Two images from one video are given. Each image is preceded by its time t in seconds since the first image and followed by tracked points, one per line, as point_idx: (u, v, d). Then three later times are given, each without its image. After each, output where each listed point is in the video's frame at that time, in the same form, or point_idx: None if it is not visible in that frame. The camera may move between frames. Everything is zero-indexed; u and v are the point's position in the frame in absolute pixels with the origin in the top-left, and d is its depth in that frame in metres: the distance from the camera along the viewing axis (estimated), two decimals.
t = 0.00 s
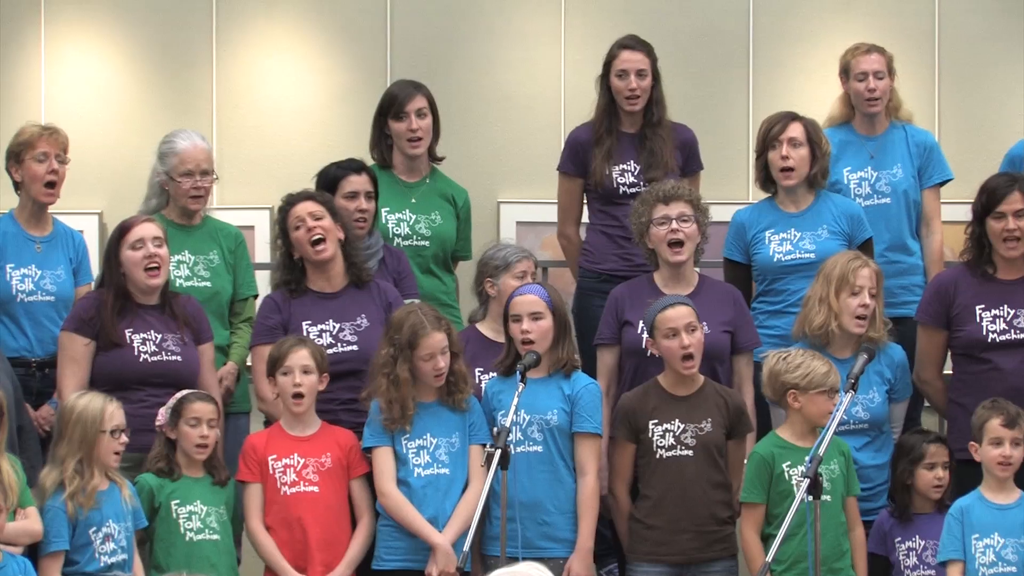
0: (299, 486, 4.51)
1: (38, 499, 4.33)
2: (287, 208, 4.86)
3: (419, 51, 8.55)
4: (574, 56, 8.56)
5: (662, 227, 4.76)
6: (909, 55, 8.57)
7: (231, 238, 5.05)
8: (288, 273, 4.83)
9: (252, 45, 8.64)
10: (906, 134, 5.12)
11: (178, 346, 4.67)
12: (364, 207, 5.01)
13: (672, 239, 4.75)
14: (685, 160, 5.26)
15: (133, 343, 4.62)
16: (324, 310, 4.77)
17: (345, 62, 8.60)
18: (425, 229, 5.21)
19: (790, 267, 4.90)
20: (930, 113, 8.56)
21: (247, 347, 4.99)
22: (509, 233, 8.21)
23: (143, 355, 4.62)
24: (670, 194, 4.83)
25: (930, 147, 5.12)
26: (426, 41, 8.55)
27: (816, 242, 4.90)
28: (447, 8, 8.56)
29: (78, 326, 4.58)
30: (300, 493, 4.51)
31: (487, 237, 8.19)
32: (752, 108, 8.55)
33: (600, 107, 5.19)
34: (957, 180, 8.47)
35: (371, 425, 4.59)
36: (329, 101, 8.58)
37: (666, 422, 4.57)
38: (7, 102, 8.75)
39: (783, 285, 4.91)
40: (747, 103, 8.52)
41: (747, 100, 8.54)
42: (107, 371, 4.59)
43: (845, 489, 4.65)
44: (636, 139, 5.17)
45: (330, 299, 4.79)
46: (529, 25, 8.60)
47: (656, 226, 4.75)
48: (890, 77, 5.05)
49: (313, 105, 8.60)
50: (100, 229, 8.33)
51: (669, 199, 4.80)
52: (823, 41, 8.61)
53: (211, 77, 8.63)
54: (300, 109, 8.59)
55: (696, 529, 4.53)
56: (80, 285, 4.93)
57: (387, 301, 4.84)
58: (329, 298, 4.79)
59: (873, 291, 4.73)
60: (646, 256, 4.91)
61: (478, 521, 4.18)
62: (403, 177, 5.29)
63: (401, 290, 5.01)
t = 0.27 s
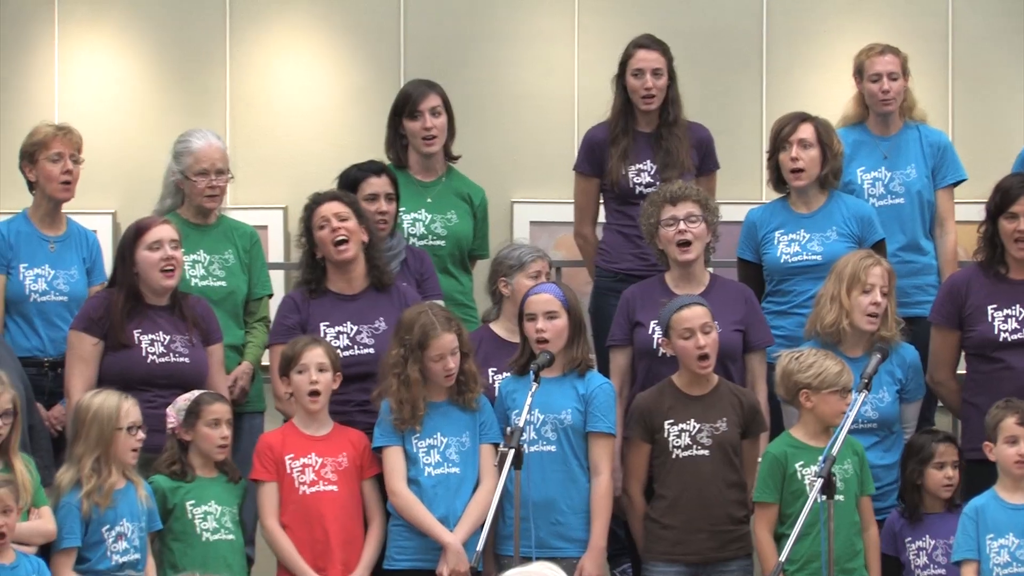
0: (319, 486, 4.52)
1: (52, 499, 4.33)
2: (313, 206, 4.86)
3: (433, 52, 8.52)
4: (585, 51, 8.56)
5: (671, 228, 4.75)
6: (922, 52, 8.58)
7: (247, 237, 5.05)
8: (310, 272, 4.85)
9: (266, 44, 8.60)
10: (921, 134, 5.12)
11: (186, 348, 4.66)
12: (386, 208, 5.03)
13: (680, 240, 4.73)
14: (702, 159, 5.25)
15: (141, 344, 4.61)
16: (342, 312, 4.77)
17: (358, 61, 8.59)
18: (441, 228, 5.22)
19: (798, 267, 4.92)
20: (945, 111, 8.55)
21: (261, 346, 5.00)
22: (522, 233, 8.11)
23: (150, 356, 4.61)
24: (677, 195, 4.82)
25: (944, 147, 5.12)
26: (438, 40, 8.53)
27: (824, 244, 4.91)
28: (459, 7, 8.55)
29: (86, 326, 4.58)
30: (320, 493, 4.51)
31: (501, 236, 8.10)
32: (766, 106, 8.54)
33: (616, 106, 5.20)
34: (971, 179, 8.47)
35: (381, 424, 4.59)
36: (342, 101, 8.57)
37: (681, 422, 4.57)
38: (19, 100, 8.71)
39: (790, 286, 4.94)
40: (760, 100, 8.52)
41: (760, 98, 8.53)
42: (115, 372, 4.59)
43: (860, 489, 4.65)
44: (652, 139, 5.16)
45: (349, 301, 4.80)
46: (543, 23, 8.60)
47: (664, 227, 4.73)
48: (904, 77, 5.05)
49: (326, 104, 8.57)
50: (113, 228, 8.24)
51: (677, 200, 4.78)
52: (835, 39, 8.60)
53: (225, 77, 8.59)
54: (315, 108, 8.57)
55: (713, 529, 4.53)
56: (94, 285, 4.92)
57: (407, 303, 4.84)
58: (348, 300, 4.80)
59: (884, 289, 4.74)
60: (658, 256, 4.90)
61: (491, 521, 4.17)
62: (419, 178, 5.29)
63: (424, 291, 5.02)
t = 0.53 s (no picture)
0: (335, 486, 4.51)
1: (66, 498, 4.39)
2: (333, 206, 4.86)
3: (449, 51, 8.42)
4: (601, 51, 8.44)
5: (680, 228, 4.75)
6: (938, 51, 8.49)
7: (262, 236, 5.06)
8: (327, 272, 4.84)
9: (279, 45, 8.48)
10: (936, 133, 5.14)
11: (198, 346, 4.65)
12: (406, 207, 5.03)
13: (690, 240, 4.73)
14: (721, 158, 5.26)
15: (153, 342, 4.62)
16: (355, 314, 4.78)
17: (371, 63, 8.47)
18: (461, 228, 5.22)
19: (814, 268, 4.91)
20: (960, 109, 8.45)
21: (276, 346, 5.00)
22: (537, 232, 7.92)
23: (162, 355, 4.61)
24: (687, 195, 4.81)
25: (960, 147, 5.14)
26: (451, 41, 8.43)
27: (841, 246, 4.92)
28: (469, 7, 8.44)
29: (100, 326, 4.59)
30: (337, 493, 4.50)
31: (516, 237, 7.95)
32: (781, 107, 8.45)
33: (635, 106, 5.18)
34: (988, 179, 8.40)
35: (394, 424, 4.58)
36: (356, 103, 8.44)
37: (699, 422, 4.56)
38: (34, 104, 8.49)
39: (804, 286, 4.92)
40: (776, 98, 8.43)
41: (776, 97, 8.44)
42: (128, 372, 4.60)
43: (875, 489, 4.64)
44: (671, 138, 5.16)
45: (361, 304, 4.79)
46: (555, 23, 8.49)
47: (674, 227, 4.73)
48: (919, 76, 5.04)
49: (341, 105, 8.45)
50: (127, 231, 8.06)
51: (686, 200, 4.77)
52: (851, 39, 8.55)
53: (240, 77, 8.46)
54: (329, 110, 8.44)
55: (730, 529, 4.52)
56: (108, 284, 4.93)
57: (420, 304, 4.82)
58: (360, 302, 4.80)
59: (897, 289, 4.74)
60: (671, 256, 4.88)
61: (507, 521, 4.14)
62: (441, 177, 5.30)
63: (444, 291, 5.02)
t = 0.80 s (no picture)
0: (347, 486, 4.51)
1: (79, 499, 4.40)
2: (340, 206, 4.85)
3: (464, 53, 8.51)
4: (616, 50, 8.50)
5: (694, 229, 4.73)
6: (953, 52, 8.49)
7: (276, 236, 5.05)
8: (337, 272, 4.84)
9: (298, 44, 8.58)
10: (951, 134, 5.16)
11: (216, 346, 4.64)
12: (421, 208, 5.03)
13: (703, 241, 4.71)
14: (742, 157, 5.22)
15: (170, 343, 4.62)
16: (367, 312, 4.77)
17: (386, 64, 8.54)
18: (478, 229, 5.22)
19: (838, 270, 4.92)
20: (974, 110, 8.46)
21: (288, 347, 4.98)
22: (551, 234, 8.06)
23: (179, 356, 4.61)
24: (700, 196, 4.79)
25: (975, 147, 5.16)
26: (466, 42, 8.52)
27: (863, 248, 4.94)
28: (488, 8, 8.52)
29: (117, 328, 4.60)
30: (348, 493, 4.51)
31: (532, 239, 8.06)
32: (796, 107, 8.52)
33: (654, 107, 5.15)
34: (1001, 180, 8.40)
35: (407, 424, 4.58)
36: (371, 102, 8.53)
37: (716, 423, 4.57)
38: (48, 102, 8.60)
39: (825, 288, 4.93)
40: (789, 100, 8.49)
41: (789, 98, 8.51)
42: (147, 373, 4.60)
43: (889, 489, 4.62)
44: (691, 138, 5.12)
45: (373, 301, 4.79)
46: (570, 23, 8.54)
47: (688, 228, 4.72)
48: (934, 77, 5.06)
49: (355, 106, 8.54)
50: (143, 229, 8.21)
51: (700, 201, 4.76)
52: (865, 39, 8.56)
53: (255, 78, 8.56)
54: (344, 110, 8.53)
55: (743, 530, 4.53)
56: (123, 285, 4.98)
57: (431, 303, 4.83)
58: (372, 300, 4.79)
59: (906, 287, 4.75)
60: (685, 258, 4.87)
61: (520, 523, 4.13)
62: (460, 177, 5.31)
63: (458, 293, 5.01)
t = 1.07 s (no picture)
0: (364, 485, 4.51)
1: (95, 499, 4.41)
2: (363, 199, 4.84)
3: (479, 52, 8.47)
4: (631, 49, 8.48)
5: (712, 230, 4.74)
6: (969, 52, 8.46)
7: (292, 234, 5.05)
8: (343, 268, 4.84)
9: (313, 43, 8.54)
10: (968, 133, 5.22)
11: (237, 344, 4.65)
12: (429, 207, 5.03)
13: (722, 242, 4.72)
14: (763, 156, 5.21)
15: (190, 341, 4.62)
16: (374, 309, 4.77)
17: (401, 63, 8.50)
18: (496, 228, 5.22)
19: (863, 269, 4.96)
20: (990, 110, 8.45)
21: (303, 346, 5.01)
22: (567, 235, 8.04)
23: (199, 354, 4.62)
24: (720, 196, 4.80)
25: (992, 145, 5.22)
26: (482, 41, 8.47)
27: (886, 246, 4.98)
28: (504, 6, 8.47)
29: (138, 328, 4.63)
30: (365, 492, 4.50)
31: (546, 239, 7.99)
32: (813, 108, 8.48)
33: (676, 106, 5.15)
34: (1016, 180, 8.39)
35: (424, 423, 4.58)
36: (387, 102, 8.50)
37: (724, 423, 4.56)
38: (64, 102, 8.62)
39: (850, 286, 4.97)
40: (805, 99, 8.46)
41: (806, 97, 8.47)
42: (167, 371, 4.62)
43: (906, 487, 4.62)
44: (713, 138, 5.12)
45: (381, 298, 4.79)
46: (586, 22, 8.50)
47: (707, 229, 4.73)
48: (951, 76, 5.12)
49: (370, 105, 8.51)
50: (158, 227, 8.21)
51: (720, 201, 4.76)
52: (882, 38, 8.52)
53: (270, 76, 8.54)
54: (360, 108, 8.50)
55: (753, 530, 4.52)
56: (141, 284, 5.04)
57: (438, 300, 4.84)
58: (379, 297, 4.79)
59: (916, 287, 4.75)
60: (702, 258, 4.88)
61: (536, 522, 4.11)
62: (479, 177, 5.31)
63: (468, 292, 5.02)
